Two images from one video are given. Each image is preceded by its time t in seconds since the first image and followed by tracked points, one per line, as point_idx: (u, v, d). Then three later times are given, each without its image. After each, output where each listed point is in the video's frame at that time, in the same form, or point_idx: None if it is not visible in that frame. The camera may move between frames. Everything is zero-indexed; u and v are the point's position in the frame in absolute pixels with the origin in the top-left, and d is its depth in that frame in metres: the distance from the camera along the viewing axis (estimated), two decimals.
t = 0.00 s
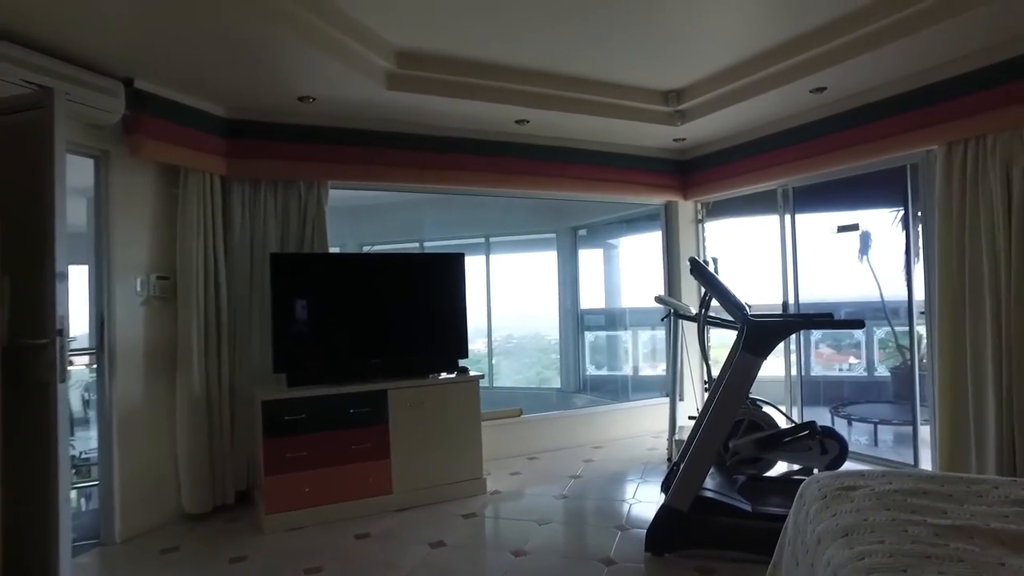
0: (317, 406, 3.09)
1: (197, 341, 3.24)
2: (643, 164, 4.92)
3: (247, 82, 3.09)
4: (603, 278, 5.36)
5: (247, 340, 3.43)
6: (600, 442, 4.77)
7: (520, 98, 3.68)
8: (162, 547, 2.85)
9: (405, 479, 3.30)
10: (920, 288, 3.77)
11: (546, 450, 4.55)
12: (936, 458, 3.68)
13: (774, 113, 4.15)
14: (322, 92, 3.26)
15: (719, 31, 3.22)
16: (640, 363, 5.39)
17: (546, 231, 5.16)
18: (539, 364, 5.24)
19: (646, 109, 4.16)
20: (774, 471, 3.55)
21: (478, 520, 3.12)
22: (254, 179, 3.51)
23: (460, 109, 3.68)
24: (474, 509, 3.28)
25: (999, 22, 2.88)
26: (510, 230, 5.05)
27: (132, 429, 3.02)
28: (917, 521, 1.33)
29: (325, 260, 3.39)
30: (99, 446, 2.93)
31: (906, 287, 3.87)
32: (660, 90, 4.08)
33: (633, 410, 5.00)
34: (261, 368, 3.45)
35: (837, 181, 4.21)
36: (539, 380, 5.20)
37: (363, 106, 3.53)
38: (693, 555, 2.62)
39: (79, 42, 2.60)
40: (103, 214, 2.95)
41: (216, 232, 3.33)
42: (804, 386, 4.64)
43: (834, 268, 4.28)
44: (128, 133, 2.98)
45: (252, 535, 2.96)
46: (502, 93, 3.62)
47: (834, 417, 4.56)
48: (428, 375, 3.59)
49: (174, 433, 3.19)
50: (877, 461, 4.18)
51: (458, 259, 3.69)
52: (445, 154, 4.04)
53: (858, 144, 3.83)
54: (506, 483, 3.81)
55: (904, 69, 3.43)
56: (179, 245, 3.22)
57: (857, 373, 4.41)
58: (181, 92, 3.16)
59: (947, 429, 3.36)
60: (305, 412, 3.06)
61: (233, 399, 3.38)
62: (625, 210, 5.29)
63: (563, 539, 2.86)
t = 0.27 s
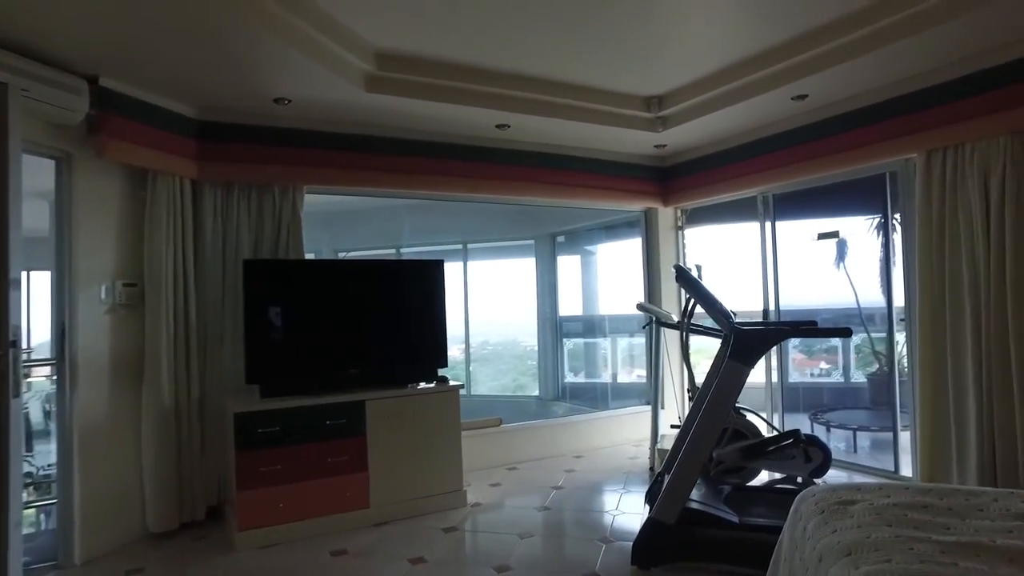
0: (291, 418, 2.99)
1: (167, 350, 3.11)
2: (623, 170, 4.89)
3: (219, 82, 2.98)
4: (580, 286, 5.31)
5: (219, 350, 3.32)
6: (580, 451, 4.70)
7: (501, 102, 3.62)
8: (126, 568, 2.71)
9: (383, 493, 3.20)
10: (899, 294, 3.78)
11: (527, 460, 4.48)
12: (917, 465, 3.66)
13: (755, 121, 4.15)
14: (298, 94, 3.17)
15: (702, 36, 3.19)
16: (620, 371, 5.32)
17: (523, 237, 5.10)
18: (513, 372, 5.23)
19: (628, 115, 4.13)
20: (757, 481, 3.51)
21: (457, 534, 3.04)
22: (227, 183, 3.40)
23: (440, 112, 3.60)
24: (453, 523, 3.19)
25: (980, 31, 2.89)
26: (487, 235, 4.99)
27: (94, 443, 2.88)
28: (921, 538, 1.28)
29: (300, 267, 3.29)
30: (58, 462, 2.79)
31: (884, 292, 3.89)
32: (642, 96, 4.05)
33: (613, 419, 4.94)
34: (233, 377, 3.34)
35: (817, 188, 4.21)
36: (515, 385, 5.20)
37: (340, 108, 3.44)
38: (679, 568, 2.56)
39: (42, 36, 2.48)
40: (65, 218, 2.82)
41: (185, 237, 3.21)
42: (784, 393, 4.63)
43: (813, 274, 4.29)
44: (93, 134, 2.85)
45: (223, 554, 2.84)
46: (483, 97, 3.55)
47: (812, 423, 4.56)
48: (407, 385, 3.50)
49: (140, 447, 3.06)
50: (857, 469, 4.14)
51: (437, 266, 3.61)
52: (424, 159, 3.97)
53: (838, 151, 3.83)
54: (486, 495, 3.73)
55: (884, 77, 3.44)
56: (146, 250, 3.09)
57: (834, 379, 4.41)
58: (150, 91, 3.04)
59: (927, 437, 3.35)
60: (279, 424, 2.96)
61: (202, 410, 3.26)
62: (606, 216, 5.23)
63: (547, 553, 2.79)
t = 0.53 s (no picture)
0: (263, 426, 2.89)
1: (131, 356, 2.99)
2: (602, 175, 4.87)
3: (190, 79, 2.89)
4: (557, 291, 5.28)
5: (188, 356, 3.21)
6: (558, 458, 4.65)
7: (480, 104, 3.57)
8: None
9: (358, 503, 3.12)
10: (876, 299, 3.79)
11: (505, 467, 4.41)
12: (894, 470, 3.66)
13: (734, 125, 4.16)
14: (272, 92, 3.08)
15: (683, 40, 3.17)
16: (596, 377, 5.30)
17: (500, 242, 5.05)
18: (489, 376, 5.15)
19: (608, 118, 4.11)
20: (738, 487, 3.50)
21: (435, 545, 2.96)
22: (196, 184, 3.29)
23: (417, 113, 3.54)
24: (431, 533, 3.11)
25: (957, 37, 2.91)
26: (469, 240, 4.96)
27: (52, 453, 2.75)
28: (918, 547, 1.25)
29: (272, 270, 3.20)
30: (14, 474, 2.65)
31: (863, 296, 3.89)
32: (621, 100, 4.03)
33: (591, 426, 4.88)
34: (202, 384, 3.23)
35: (794, 193, 4.22)
36: (490, 391, 5.11)
37: (315, 108, 3.36)
38: None
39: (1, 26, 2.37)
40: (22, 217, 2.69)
41: (151, 239, 3.10)
42: (761, 398, 4.62)
43: (790, 279, 4.29)
44: (53, 130, 2.73)
45: (190, 569, 2.73)
46: (461, 98, 3.50)
47: (790, 427, 4.55)
48: (383, 392, 3.42)
49: (102, 458, 2.93)
50: (835, 474, 4.15)
51: (414, 271, 3.54)
52: (401, 161, 3.90)
53: (816, 156, 3.84)
54: (464, 503, 3.66)
55: (862, 83, 3.46)
56: (110, 252, 2.97)
57: (811, 383, 4.41)
58: (116, 87, 2.94)
59: (905, 442, 3.35)
60: (251, 433, 2.86)
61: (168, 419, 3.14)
62: (582, 221, 5.22)
63: (527, 563, 2.72)
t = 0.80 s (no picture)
0: (233, 432, 2.79)
1: (92, 358, 2.87)
2: (580, 174, 4.84)
3: (156, 71, 2.78)
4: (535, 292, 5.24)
5: (154, 358, 3.09)
6: (537, 461, 4.59)
7: (459, 100, 3.51)
8: None
9: (332, 509, 3.03)
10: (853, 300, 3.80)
11: (483, 471, 4.34)
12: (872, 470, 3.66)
13: (713, 125, 4.15)
14: (243, 86, 2.99)
15: (664, 37, 3.14)
16: (575, 379, 5.26)
17: (477, 242, 5.00)
18: (466, 378, 5.06)
19: (587, 117, 4.07)
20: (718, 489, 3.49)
21: (411, 552, 2.88)
22: (163, 180, 3.18)
23: (394, 110, 3.47)
24: (408, 540, 3.03)
25: (936, 37, 2.92)
26: (449, 243, 4.95)
27: (7, 461, 2.62)
28: (914, 551, 1.21)
29: (242, 270, 3.09)
30: None
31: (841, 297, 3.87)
32: (601, 98, 4.00)
33: (570, 429, 4.83)
34: (168, 388, 3.12)
35: (772, 194, 4.22)
36: (466, 394, 5.03)
37: (289, 103, 3.27)
38: None
39: None
40: None
41: (114, 237, 2.98)
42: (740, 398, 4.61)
43: (768, 280, 4.30)
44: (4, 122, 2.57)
45: None
46: (439, 95, 3.44)
47: (768, 428, 4.56)
48: (358, 395, 3.33)
49: (60, 465, 2.80)
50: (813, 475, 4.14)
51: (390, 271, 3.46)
52: (377, 159, 3.82)
53: (794, 157, 3.85)
54: (441, 508, 3.58)
55: (841, 83, 3.46)
56: (69, 250, 2.84)
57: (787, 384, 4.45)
58: (78, 78, 2.82)
59: (882, 442, 3.35)
60: (220, 439, 2.75)
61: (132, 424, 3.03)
62: (563, 222, 5.17)
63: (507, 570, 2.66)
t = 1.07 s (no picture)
0: (203, 437, 2.69)
1: (54, 361, 2.74)
2: (562, 173, 4.78)
3: (123, 62, 2.67)
4: (514, 293, 5.17)
5: (122, 361, 2.98)
6: (519, 465, 4.51)
7: (438, 96, 3.43)
8: None
9: (308, 517, 2.93)
10: (836, 300, 3.78)
11: (463, 475, 4.25)
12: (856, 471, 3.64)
13: (695, 124, 4.11)
14: (214, 78, 2.88)
15: (647, 33, 3.10)
16: (557, 380, 5.19)
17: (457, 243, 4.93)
18: (446, 380, 5.01)
19: (569, 115, 4.01)
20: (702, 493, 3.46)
21: (389, 561, 2.79)
22: (131, 176, 3.06)
23: (371, 105, 3.38)
24: (386, 548, 2.94)
25: (919, 36, 2.90)
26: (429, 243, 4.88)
27: None
28: (916, 562, 1.16)
29: (213, 269, 2.98)
30: None
31: (824, 298, 3.85)
32: (583, 96, 3.94)
33: (552, 431, 4.76)
34: (135, 392, 3.00)
35: (755, 194, 4.19)
36: (446, 396, 4.98)
37: (262, 97, 3.17)
38: None
39: None
40: None
41: (77, 235, 2.86)
42: (723, 399, 4.58)
43: (750, 280, 4.27)
44: None
45: None
46: (418, 91, 3.36)
47: (750, 429, 4.52)
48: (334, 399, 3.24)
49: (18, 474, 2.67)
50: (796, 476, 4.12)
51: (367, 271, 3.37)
52: (353, 156, 3.73)
53: (777, 156, 3.82)
54: (420, 514, 3.50)
55: (824, 82, 3.44)
56: (28, 248, 2.71)
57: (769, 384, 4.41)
58: (40, 69, 2.70)
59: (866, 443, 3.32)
60: (189, 445, 2.65)
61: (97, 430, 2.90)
62: (545, 221, 5.10)
63: None
